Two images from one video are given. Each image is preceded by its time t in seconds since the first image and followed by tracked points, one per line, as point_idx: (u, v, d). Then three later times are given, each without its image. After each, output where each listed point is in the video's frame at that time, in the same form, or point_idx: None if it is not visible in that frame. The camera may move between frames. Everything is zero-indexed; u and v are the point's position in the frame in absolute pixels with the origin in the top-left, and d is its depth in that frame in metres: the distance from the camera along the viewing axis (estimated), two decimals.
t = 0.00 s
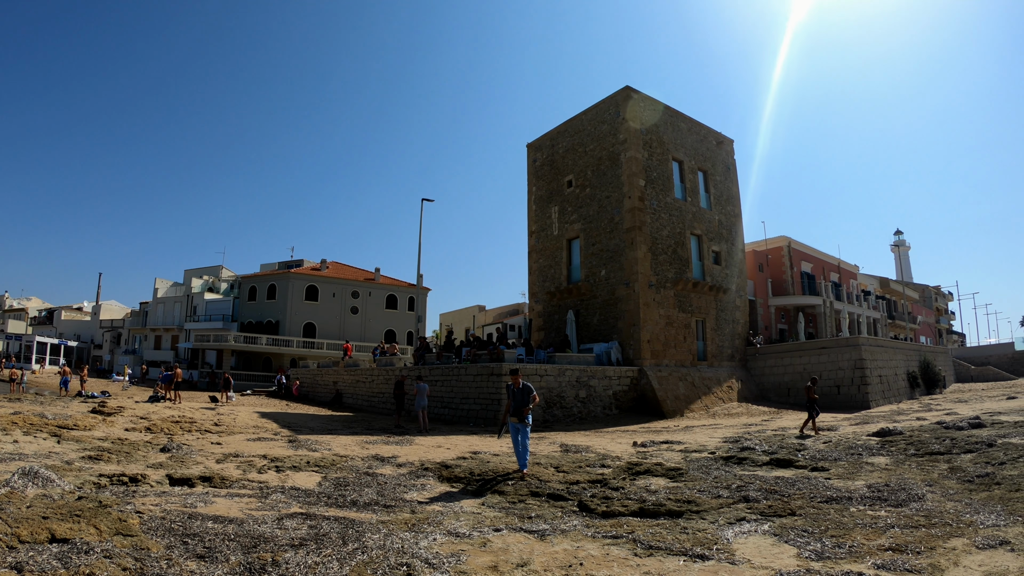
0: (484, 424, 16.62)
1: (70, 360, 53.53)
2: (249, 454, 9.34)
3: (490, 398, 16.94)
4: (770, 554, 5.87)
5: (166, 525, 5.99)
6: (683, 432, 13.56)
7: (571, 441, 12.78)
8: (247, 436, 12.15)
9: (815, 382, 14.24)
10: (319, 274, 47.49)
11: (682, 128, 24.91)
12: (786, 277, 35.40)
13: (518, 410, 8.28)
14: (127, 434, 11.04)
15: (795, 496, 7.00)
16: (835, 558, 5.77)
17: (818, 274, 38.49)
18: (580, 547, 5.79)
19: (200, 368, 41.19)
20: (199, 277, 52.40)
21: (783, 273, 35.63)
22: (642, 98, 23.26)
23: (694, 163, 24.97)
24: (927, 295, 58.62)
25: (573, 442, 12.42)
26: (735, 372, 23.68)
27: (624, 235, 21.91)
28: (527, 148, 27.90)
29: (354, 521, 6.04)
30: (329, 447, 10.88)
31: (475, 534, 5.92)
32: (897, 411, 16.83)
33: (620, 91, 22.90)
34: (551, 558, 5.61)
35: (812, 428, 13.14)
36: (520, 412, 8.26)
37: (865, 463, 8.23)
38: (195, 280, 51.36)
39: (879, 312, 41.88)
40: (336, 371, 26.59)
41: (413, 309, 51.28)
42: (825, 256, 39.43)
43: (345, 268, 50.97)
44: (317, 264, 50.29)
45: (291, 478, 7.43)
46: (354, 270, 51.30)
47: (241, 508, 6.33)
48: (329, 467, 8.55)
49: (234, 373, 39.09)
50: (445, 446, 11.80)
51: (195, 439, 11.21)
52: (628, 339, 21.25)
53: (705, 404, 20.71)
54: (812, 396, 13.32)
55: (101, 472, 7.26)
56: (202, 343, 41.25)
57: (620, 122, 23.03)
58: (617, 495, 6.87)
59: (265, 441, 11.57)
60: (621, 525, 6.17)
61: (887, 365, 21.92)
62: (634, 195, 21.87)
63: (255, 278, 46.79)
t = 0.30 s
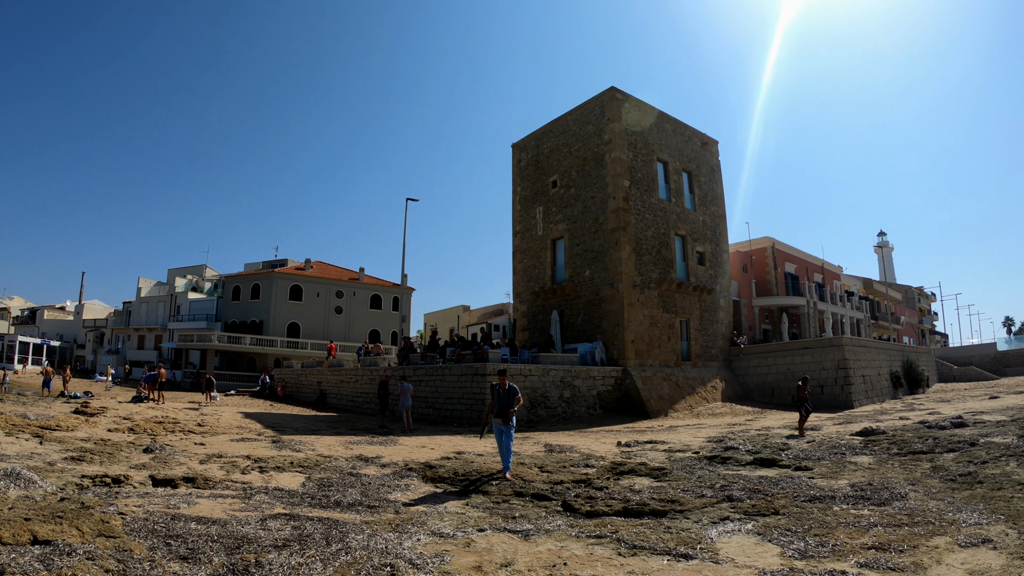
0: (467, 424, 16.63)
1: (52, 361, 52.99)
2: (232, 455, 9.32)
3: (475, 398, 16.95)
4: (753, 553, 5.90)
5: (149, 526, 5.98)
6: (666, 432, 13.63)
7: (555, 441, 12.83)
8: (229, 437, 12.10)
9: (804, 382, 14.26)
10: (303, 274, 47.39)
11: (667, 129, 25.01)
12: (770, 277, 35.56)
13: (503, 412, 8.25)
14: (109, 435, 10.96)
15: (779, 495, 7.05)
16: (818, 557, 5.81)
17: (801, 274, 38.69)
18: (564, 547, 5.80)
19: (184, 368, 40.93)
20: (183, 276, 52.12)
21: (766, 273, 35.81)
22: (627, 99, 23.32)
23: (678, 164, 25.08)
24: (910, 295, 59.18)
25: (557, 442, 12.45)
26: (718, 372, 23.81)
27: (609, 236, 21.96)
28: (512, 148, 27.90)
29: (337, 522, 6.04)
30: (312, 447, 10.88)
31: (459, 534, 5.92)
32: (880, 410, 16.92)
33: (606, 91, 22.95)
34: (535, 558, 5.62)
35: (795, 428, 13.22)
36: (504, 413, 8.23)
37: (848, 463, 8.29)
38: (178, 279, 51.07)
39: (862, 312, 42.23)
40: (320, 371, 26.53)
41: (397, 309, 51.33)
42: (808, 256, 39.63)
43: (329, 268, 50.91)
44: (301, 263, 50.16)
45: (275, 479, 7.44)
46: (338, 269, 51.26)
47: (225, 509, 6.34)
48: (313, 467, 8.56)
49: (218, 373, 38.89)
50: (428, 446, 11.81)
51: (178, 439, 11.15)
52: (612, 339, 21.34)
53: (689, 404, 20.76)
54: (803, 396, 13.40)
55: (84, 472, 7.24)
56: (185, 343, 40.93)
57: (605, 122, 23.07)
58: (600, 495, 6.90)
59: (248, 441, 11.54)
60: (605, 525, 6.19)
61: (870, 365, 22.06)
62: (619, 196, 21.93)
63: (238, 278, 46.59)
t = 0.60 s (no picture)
0: (452, 425, 16.64)
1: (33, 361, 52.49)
2: (216, 456, 9.29)
3: (459, 398, 16.97)
4: (736, 552, 5.93)
5: (132, 528, 5.94)
6: (650, 432, 13.70)
7: (538, 441, 12.89)
8: (212, 438, 12.06)
9: (791, 381, 14.33)
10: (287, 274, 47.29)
11: (651, 129, 25.10)
12: (753, 278, 35.78)
13: (490, 410, 8.26)
14: (92, 436, 10.89)
15: (762, 494, 7.10)
16: (801, 555, 5.84)
17: (785, 275, 38.95)
18: (548, 547, 5.81)
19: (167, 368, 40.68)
20: (166, 276, 51.82)
21: (750, 274, 36.02)
22: (611, 100, 23.37)
23: (663, 165, 25.17)
24: (893, 295, 59.84)
25: (541, 442, 12.48)
26: (702, 372, 23.92)
27: (593, 236, 22.00)
28: (497, 148, 27.89)
29: (321, 523, 6.04)
30: (295, 448, 10.87)
31: (443, 534, 5.93)
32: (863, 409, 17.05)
33: (590, 92, 22.98)
34: (519, 558, 5.62)
35: (779, 428, 13.30)
36: (491, 412, 8.23)
37: (831, 462, 8.35)
38: (161, 278, 50.77)
39: (845, 312, 42.57)
40: (305, 371, 26.47)
41: (381, 309, 51.38)
42: (791, 257, 39.88)
43: (313, 268, 50.82)
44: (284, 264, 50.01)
45: (258, 479, 7.44)
46: (322, 269, 51.19)
47: (208, 511, 6.32)
48: (297, 468, 8.55)
49: (202, 373, 38.72)
50: (411, 446, 11.82)
51: (161, 440, 11.10)
52: (596, 339, 21.40)
53: (673, 404, 20.82)
54: (793, 396, 13.49)
55: (66, 474, 7.21)
56: (168, 343, 40.65)
57: (589, 123, 23.11)
58: (585, 494, 6.93)
59: (232, 442, 11.51)
60: (589, 525, 6.21)
61: (852, 365, 22.22)
62: (603, 196, 21.97)
63: (222, 278, 46.38)
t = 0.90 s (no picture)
0: (436, 425, 16.63)
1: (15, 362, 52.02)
2: (200, 457, 9.25)
3: (444, 398, 16.98)
4: (721, 551, 5.96)
5: (117, 530, 5.91)
6: (635, 432, 13.77)
7: (524, 441, 12.93)
8: (197, 439, 12.01)
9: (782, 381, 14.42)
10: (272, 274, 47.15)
11: (637, 130, 25.15)
12: (738, 279, 35.94)
13: (477, 410, 8.32)
14: (76, 437, 10.83)
15: (747, 493, 7.14)
16: (786, 554, 5.88)
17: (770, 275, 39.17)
18: (533, 547, 5.83)
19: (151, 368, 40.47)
20: (151, 276, 51.52)
21: (734, 275, 36.17)
22: (597, 101, 23.40)
23: (648, 165, 25.24)
24: (876, 295, 60.39)
25: (527, 442, 12.51)
26: (687, 372, 24.03)
27: (578, 236, 22.04)
28: (482, 148, 27.87)
29: (307, 524, 6.03)
30: (280, 449, 10.84)
31: (428, 535, 5.93)
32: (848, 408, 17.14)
33: (576, 93, 23.01)
34: (504, 558, 5.63)
35: (764, 427, 13.37)
36: (477, 412, 8.29)
37: (816, 461, 8.40)
38: (145, 278, 50.45)
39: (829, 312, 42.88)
40: (290, 372, 26.40)
41: (366, 309, 51.35)
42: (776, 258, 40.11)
43: (298, 267, 50.69)
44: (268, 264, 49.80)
45: (243, 481, 7.42)
46: (307, 269, 51.08)
47: (193, 512, 6.30)
48: (282, 469, 8.54)
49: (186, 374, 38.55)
50: (397, 446, 11.81)
51: (145, 441, 11.04)
52: (581, 339, 21.46)
53: (658, 404, 20.88)
54: (784, 396, 13.59)
55: (50, 476, 7.16)
56: (152, 344, 40.43)
57: (575, 124, 23.13)
58: (569, 494, 6.94)
59: (217, 443, 11.48)
60: (574, 525, 6.22)
61: (836, 365, 22.34)
62: (588, 197, 22.01)
63: (206, 277, 46.13)
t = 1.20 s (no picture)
0: (421, 425, 16.62)
1: None
2: (185, 458, 9.21)
3: (429, 398, 16.98)
4: (706, 550, 5.99)
5: (101, 532, 5.87)
6: (620, 432, 13.84)
7: (509, 441, 12.97)
8: (182, 440, 11.96)
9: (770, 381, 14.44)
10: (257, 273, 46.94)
11: (623, 131, 25.21)
12: (723, 279, 36.09)
13: (462, 412, 8.27)
14: (59, 438, 10.76)
15: (731, 493, 7.18)
16: (770, 553, 5.91)
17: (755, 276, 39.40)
18: (518, 547, 5.84)
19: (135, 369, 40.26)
20: (135, 275, 51.17)
21: (720, 275, 36.32)
22: (583, 102, 23.44)
23: (633, 166, 25.30)
24: (862, 296, 60.86)
25: (512, 442, 12.54)
26: (672, 372, 24.13)
27: (564, 237, 22.08)
28: (468, 149, 27.84)
29: (291, 525, 6.02)
30: (264, 449, 10.82)
31: (413, 535, 5.93)
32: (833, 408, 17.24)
33: (562, 94, 23.03)
34: (489, 558, 5.64)
35: (748, 427, 13.44)
36: (461, 415, 8.24)
37: (800, 461, 8.46)
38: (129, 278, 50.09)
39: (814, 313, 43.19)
40: (275, 372, 26.32)
41: (351, 309, 51.29)
42: (762, 259, 40.34)
43: (283, 267, 50.53)
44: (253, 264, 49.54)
45: (227, 482, 7.41)
46: (292, 269, 50.91)
47: (178, 514, 6.27)
48: (267, 470, 8.51)
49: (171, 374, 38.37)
50: (382, 446, 11.81)
51: (129, 442, 10.99)
52: (566, 339, 21.52)
53: (643, 404, 20.95)
54: (774, 395, 13.62)
55: (33, 477, 7.11)
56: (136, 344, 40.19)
57: (561, 124, 23.15)
58: (554, 494, 6.96)
59: (201, 444, 11.43)
60: (559, 525, 6.24)
61: (820, 365, 22.48)
62: (574, 197, 22.05)
63: (191, 277, 45.86)
